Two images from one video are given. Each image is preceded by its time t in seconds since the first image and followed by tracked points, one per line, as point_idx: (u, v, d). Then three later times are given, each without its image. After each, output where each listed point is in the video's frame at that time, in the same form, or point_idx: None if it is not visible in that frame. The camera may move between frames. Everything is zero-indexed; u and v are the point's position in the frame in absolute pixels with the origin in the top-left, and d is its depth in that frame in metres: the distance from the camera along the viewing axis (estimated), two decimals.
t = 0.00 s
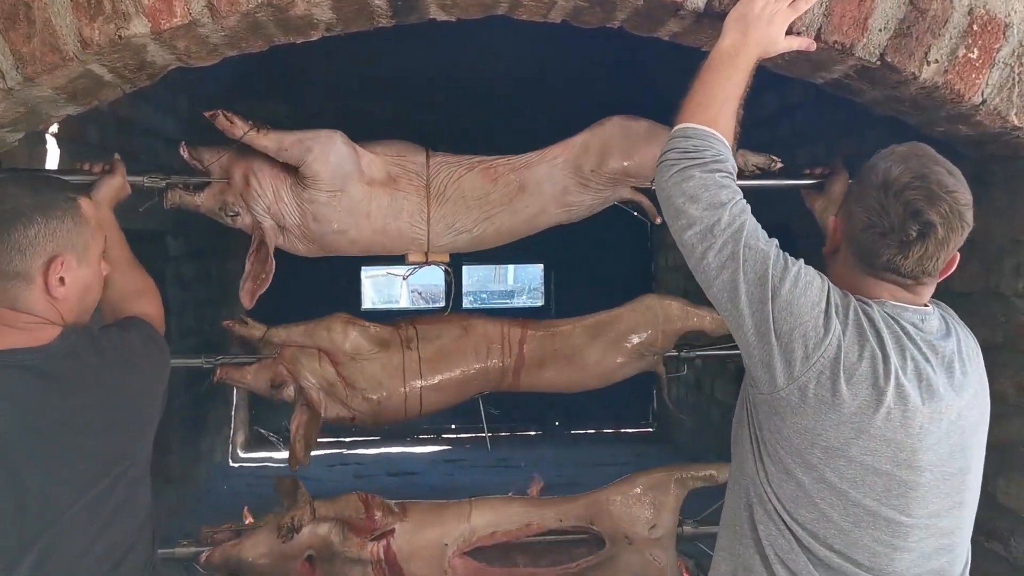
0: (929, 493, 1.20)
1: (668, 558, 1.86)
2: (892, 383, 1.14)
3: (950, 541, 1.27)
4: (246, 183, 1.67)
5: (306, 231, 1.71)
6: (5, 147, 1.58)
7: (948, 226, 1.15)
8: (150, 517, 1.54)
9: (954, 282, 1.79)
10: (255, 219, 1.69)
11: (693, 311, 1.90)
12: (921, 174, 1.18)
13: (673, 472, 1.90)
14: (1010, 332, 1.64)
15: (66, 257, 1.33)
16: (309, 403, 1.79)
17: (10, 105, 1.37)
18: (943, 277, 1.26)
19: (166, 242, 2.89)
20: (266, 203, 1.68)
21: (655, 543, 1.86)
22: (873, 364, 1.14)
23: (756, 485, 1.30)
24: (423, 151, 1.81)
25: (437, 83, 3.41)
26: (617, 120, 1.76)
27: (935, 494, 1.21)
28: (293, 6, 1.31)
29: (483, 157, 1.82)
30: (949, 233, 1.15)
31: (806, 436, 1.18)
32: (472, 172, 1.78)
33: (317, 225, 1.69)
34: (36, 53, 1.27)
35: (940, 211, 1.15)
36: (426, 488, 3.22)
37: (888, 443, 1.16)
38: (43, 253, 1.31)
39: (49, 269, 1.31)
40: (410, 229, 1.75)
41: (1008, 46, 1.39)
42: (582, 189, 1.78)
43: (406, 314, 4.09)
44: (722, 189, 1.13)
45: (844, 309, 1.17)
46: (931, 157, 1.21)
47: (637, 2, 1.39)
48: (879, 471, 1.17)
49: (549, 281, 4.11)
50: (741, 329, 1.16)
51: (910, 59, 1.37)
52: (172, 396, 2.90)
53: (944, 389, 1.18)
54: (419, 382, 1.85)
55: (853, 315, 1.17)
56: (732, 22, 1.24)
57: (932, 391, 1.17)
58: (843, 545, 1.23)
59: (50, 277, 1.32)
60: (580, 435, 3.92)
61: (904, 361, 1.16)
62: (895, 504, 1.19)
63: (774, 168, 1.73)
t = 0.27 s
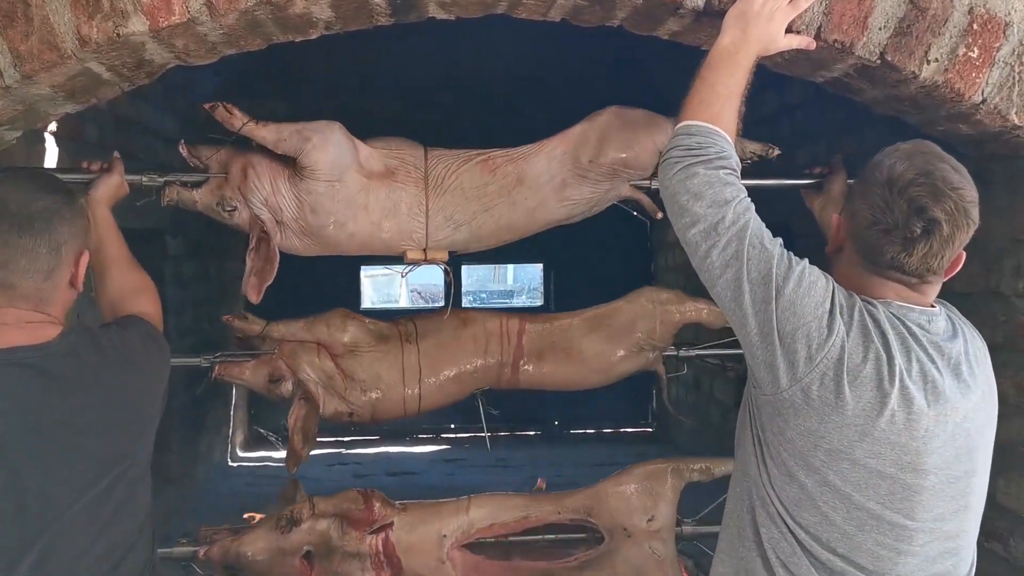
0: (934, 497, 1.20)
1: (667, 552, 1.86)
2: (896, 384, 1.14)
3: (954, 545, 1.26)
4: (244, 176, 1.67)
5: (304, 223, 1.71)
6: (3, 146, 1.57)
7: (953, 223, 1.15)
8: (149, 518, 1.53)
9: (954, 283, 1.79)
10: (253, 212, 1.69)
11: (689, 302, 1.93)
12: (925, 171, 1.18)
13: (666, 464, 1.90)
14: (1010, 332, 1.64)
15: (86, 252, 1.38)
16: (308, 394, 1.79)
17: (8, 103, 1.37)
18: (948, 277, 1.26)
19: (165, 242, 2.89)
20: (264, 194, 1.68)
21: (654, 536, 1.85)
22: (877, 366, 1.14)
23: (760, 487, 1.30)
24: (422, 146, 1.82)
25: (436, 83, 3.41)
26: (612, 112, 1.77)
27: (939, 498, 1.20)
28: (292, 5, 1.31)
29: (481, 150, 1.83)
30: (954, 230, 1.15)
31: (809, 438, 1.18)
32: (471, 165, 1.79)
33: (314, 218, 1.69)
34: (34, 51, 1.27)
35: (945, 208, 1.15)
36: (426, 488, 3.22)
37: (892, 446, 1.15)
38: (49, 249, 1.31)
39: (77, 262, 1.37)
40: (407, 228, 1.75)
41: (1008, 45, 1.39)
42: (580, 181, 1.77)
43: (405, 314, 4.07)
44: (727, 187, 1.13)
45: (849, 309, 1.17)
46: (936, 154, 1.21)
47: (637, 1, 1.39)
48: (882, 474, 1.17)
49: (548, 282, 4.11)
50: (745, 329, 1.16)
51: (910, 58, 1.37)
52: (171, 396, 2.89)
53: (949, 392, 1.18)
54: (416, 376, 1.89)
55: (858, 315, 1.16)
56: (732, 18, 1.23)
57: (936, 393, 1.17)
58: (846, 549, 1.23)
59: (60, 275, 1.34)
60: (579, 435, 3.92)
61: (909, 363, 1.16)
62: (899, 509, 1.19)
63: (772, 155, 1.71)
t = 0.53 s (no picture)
0: (946, 500, 1.19)
1: (666, 546, 1.86)
2: (907, 384, 1.14)
3: (966, 549, 1.26)
4: (242, 173, 1.68)
5: (301, 220, 1.71)
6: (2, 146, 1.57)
7: (969, 221, 1.14)
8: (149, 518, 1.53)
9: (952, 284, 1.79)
10: (251, 209, 1.69)
11: (685, 298, 1.96)
12: (942, 169, 1.18)
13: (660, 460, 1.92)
14: (1008, 334, 1.64)
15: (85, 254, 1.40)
16: (302, 390, 1.77)
17: (6, 104, 1.37)
18: (960, 279, 1.25)
19: (164, 242, 2.89)
20: (262, 189, 1.69)
21: (650, 529, 1.86)
22: (888, 366, 1.14)
23: (770, 490, 1.30)
24: (419, 144, 1.84)
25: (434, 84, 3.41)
26: (609, 108, 1.78)
27: (952, 502, 1.20)
28: (290, 6, 1.31)
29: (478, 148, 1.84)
30: (970, 228, 1.15)
31: (820, 439, 1.18)
32: (469, 162, 1.80)
33: (312, 214, 1.70)
34: (32, 51, 1.27)
35: (961, 206, 1.14)
36: (425, 488, 3.22)
37: (904, 447, 1.15)
38: (60, 249, 1.32)
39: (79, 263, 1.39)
40: (406, 232, 1.76)
41: (1006, 46, 1.40)
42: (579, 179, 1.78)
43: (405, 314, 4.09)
44: (717, 190, 1.13)
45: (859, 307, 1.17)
46: (951, 154, 1.21)
47: (634, 2, 1.39)
48: (894, 476, 1.17)
49: (547, 283, 4.12)
50: (750, 331, 1.16)
51: (908, 60, 1.37)
52: (170, 396, 2.89)
53: (961, 393, 1.18)
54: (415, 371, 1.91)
55: (868, 314, 1.16)
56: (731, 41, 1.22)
57: (948, 394, 1.16)
58: (858, 553, 1.23)
59: (63, 277, 1.35)
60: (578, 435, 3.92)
61: (921, 363, 1.16)
62: (910, 512, 1.19)
63: (768, 150, 1.70)
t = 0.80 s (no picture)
0: (960, 497, 1.23)
1: (668, 542, 1.90)
2: (908, 381, 1.19)
3: (988, 551, 1.28)
4: (245, 170, 1.69)
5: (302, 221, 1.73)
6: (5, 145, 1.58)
7: (987, 228, 1.17)
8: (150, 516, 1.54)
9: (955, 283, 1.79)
10: (253, 205, 1.69)
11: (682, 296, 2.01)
12: (963, 174, 1.20)
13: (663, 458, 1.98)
14: (1010, 334, 1.64)
15: (87, 254, 1.40)
16: (302, 383, 1.80)
17: (9, 103, 1.37)
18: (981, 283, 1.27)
19: (166, 241, 2.89)
20: (266, 186, 1.69)
21: (653, 521, 1.91)
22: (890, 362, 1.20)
23: (784, 497, 1.37)
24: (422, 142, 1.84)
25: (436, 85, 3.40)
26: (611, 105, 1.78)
27: (964, 501, 1.23)
28: (294, 4, 1.32)
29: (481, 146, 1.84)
30: (988, 234, 1.17)
31: (824, 436, 1.26)
32: (470, 159, 1.80)
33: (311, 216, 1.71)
34: (35, 50, 1.27)
35: (979, 212, 1.17)
36: (428, 487, 3.22)
37: (908, 442, 1.21)
38: (61, 249, 1.32)
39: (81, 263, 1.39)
40: (409, 231, 1.76)
41: (1010, 45, 1.38)
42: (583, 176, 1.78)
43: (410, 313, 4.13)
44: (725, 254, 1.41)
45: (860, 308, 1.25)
46: (974, 159, 1.23)
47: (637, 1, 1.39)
48: (899, 472, 1.22)
49: (550, 282, 4.13)
50: (751, 344, 1.33)
51: (912, 58, 1.37)
52: (172, 395, 2.89)
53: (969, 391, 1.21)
54: (417, 369, 1.95)
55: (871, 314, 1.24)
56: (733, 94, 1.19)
57: (955, 391, 1.21)
58: (871, 552, 1.27)
59: (66, 275, 1.35)
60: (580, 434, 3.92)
61: (926, 360, 1.21)
62: (920, 508, 1.23)
63: (772, 145, 1.69)
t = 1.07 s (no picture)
0: (953, 488, 1.26)
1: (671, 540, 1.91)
2: (902, 368, 1.24)
3: (983, 545, 1.31)
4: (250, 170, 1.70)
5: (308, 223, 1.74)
6: (14, 145, 1.59)
7: (1013, 240, 1.20)
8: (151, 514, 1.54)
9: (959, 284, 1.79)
10: (259, 206, 1.71)
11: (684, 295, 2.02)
12: (993, 186, 1.23)
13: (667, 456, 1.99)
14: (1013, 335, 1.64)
15: (94, 255, 1.40)
16: (300, 380, 1.83)
17: (16, 103, 1.38)
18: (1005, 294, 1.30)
19: (172, 241, 2.90)
20: (271, 186, 1.70)
21: (656, 514, 1.93)
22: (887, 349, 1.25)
23: (787, 467, 1.47)
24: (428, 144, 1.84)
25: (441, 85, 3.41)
26: (618, 107, 1.78)
27: (957, 491, 1.26)
28: (298, 5, 1.32)
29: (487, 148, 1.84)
30: (1014, 247, 1.21)
31: (820, 412, 1.34)
32: (476, 160, 1.80)
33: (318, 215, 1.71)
34: (41, 51, 1.28)
35: (1007, 224, 1.20)
36: (432, 485, 3.24)
37: (897, 427, 1.26)
38: (54, 250, 1.32)
39: (50, 266, 1.32)
40: (413, 233, 1.76)
41: (1015, 45, 1.37)
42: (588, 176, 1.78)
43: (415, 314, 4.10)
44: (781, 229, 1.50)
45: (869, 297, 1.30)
46: (1006, 171, 1.26)
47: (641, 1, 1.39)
48: (890, 454, 1.28)
49: (555, 282, 4.12)
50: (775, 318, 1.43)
51: (917, 58, 1.36)
52: (178, 394, 2.91)
53: (969, 385, 1.23)
54: (421, 372, 1.96)
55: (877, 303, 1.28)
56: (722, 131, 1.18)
57: (953, 383, 1.23)
58: (858, 528, 1.34)
59: (71, 274, 1.36)
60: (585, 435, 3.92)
61: (927, 351, 1.24)
62: (909, 492, 1.28)
63: (774, 145, 1.71)
